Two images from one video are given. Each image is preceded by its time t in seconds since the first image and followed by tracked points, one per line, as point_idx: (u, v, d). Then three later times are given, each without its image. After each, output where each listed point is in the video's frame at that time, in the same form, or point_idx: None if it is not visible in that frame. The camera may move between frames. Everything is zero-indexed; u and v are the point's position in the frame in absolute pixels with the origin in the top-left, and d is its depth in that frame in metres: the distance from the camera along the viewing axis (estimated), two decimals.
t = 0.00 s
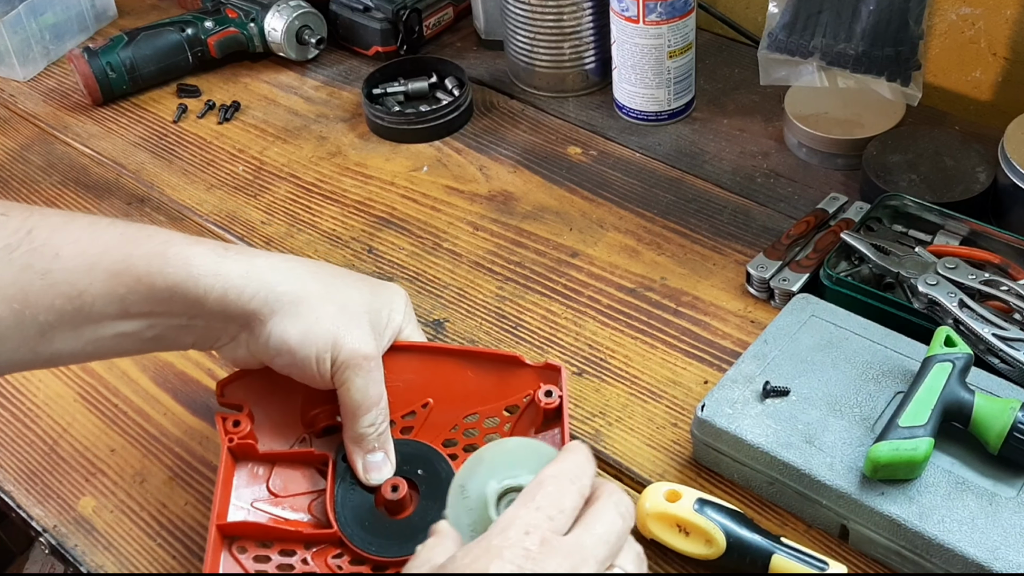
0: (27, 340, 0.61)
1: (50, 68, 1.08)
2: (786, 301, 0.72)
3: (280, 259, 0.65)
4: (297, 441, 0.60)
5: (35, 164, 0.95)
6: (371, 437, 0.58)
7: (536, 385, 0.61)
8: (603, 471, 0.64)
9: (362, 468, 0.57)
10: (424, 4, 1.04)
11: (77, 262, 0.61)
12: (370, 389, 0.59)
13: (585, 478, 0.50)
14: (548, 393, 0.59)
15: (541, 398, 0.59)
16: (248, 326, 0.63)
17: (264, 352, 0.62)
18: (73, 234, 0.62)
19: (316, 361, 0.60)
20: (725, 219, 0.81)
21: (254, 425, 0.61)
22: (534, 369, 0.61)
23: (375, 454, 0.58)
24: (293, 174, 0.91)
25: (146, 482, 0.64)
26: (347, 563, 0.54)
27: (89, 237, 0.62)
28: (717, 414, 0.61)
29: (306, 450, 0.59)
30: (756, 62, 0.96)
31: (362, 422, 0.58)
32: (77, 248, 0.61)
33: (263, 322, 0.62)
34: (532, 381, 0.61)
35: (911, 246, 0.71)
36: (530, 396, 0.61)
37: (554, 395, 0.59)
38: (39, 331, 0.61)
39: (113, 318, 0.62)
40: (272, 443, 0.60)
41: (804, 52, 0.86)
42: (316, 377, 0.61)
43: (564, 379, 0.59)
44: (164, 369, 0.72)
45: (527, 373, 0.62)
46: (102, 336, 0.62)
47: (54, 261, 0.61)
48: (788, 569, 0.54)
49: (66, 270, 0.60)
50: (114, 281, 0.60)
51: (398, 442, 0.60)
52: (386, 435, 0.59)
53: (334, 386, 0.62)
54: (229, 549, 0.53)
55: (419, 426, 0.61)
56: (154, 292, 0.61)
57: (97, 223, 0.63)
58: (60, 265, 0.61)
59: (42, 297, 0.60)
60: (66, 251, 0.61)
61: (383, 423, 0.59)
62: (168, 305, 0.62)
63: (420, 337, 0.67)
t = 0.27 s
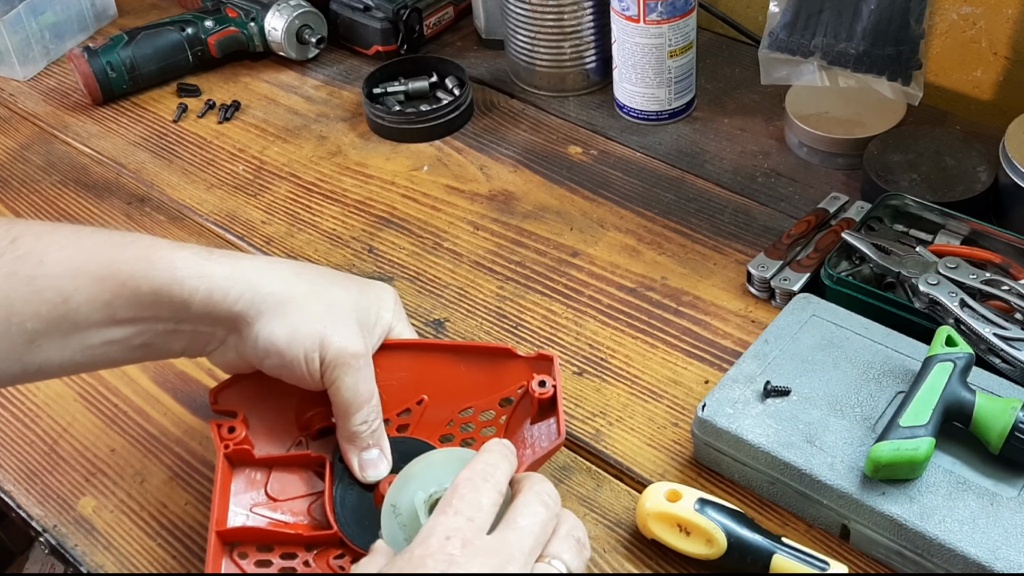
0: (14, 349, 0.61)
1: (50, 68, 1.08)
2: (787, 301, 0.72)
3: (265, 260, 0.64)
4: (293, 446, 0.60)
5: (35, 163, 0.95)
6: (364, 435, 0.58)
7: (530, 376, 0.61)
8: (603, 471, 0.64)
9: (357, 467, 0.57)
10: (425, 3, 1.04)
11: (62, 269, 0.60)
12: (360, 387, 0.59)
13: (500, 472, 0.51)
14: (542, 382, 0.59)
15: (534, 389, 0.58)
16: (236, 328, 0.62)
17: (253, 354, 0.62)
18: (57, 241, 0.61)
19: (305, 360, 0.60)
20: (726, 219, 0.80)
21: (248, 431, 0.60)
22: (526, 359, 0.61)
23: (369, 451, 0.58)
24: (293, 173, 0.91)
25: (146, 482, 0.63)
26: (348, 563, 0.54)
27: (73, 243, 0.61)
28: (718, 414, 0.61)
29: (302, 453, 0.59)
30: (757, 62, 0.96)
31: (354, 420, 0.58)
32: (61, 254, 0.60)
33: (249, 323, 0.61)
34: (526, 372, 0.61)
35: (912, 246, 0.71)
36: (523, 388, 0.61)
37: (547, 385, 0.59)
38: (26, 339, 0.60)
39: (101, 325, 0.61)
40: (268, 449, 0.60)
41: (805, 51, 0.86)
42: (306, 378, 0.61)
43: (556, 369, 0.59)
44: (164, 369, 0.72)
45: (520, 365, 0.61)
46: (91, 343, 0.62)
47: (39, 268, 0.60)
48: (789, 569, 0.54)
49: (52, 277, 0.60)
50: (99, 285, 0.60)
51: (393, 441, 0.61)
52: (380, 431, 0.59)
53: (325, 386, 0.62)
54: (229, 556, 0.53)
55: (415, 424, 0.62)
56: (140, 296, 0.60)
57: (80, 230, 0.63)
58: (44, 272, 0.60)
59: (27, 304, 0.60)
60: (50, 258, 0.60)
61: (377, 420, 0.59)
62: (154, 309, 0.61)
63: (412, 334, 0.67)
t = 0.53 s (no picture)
0: None
1: (49, 68, 1.08)
2: (788, 300, 0.72)
3: (234, 265, 0.64)
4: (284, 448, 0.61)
5: (35, 163, 0.95)
6: (354, 425, 0.58)
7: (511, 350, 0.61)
8: (604, 471, 0.64)
9: (351, 457, 0.58)
10: (425, 3, 1.04)
11: (24, 283, 0.60)
12: (340, 379, 0.59)
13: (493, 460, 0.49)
14: (525, 355, 0.60)
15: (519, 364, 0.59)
16: (206, 339, 0.62)
17: (229, 360, 0.62)
18: (18, 257, 0.61)
19: (282, 360, 0.60)
20: (727, 219, 0.80)
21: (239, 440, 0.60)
22: (507, 331, 0.61)
23: (361, 440, 0.58)
24: (293, 173, 0.91)
25: (146, 482, 0.63)
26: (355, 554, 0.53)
27: (35, 257, 0.61)
28: (719, 414, 0.61)
29: (297, 452, 0.59)
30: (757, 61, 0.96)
31: (343, 411, 0.58)
32: (22, 268, 0.60)
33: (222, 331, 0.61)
34: (507, 344, 0.62)
35: (913, 245, 0.71)
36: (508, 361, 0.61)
37: (530, 356, 0.60)
38: None
39: (69, 338, 0.61)
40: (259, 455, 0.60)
41: (806, 50, 0.86)
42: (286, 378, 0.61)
43: (537, 338, 0.60)
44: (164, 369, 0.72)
45: (500, 339, 0.62)
46: (62, 357, 0.62)
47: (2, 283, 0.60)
48: (789, 569, 0.54)
49: (14, 290, 0.60)
50: (62, 298, 0.60)
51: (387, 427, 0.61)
52: (370, 419, 0.59)
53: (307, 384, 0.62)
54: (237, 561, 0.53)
55: (407, 406, 0.63)
56: (106, 306, 0.60)
57: (43, 245, 0.62)
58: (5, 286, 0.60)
59: None
60: (12, 272, 0.60)
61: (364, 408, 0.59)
62: (122, 319, 0.61)
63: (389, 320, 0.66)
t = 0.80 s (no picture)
0: None
1: (49, 67, 1.08)
2: (788, 300, 0.72)
3: (154, 188, 0.68)
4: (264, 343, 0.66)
5: (35, 163, 0.95)
6: (329, 293, 0.63)
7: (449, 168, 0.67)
8: (605, 470, 0.64)
9: (338, 322, 0.64)
10: (425, 2, 1.04)
11: None
12: (297, 253, 0.63)
13: (531, 408, 0.47)
14: (461, 174, 0.65)
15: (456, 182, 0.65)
16: (158, 261, 0.68)
17: (184, 271, 0.68)
18: None
19: (239, 254, 0.65)
20: (727, 218, 0.80)
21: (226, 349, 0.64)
22: (436, 160, 0.67)
23: (341, 305, 0.63)
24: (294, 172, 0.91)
25: (147, 482, 0.63)
26: (371, 402, 0.63)
27: None
28: (719, 413, 0.61)
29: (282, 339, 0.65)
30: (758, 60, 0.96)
31: (314, 281, 0.63)
32: None
33: (166, 248, 0.67)
34: (441, 176, 0.68)
35: (914, 245, 0.71)
36: (447, 186, 0.68)
37: (466, 174, 0.65)
38: None
39: (16, 287, 0.67)
40: (244, 351, 0.65)
41: (806, 50, 0.86)
42: (246, 268, 0.66)
43: (470, 157, 0.66)
44: (164, 369, 0.71)
45: (432, 166, 0.68)
46: (14, 305, 0.68)
47: None
48: (790, 569, 0.54)
49: None
50: None
51: (366, 287, 0.66)
52: (340, 285, 0.64)
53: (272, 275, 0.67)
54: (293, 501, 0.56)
55: (366, 266, 0.68)
56: (47, 249, 0.67)
57: None
58: None
59: None
60: None
61: (332, 275, 0.63)
62: (69, 261, 0.67)
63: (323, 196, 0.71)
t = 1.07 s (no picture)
0: None
1: (49, 66, 1.08)
2: (789, 300, 0.72)
3: (74, 213, 0.67)
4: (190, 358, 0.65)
5: (35, 162, 0.95)
6: (251, 306, 0.62)
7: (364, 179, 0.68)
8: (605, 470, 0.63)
9: (261, 333, 0.63)
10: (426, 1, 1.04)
11: None
12: (217, 269, 0.62)
13: (608, 456, 0.52)
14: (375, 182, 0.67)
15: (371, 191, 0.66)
16: (81, 285, 0.66)
17: (106, 292, 0.65)
18: None
19: (161, 272, 0.63)
20: (728, 218, 0.80)
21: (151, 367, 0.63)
22: (351, 173, 0.68)
23: (264, 317, 0.63)
24: (294, 172, 0.91)
25: (147, 482, 0.63)
26: (299, 410, 0.62)
27: None
28: (720, 413, 0.61)
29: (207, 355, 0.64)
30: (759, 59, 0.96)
31: (234, 295, 0.62)
32: None
33: (88, 270, 0.65)
34: (357, 184, 0.69)
35: (915, 244, 0.71)
36: (362, 197, 0.68)
37: (381, 182, 0.67)
38: None
39: None
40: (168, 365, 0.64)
41: (807, 49, 0.86)
42: (169, 287, 0.64)
43: (382, 166, 0.67)
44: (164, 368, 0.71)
45: (348, 180, 0.68)
46: None
47: None
48: (792, 569, 0.54)
49: None
50: None
51: (291, 301, 0.66)
52: (261, 297, 0.63)
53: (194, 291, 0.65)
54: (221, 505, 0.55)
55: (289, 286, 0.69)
56: None
57: None
58: None
59: None
60: None
61: (253, 287, 0.62)
62: None
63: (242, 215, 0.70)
